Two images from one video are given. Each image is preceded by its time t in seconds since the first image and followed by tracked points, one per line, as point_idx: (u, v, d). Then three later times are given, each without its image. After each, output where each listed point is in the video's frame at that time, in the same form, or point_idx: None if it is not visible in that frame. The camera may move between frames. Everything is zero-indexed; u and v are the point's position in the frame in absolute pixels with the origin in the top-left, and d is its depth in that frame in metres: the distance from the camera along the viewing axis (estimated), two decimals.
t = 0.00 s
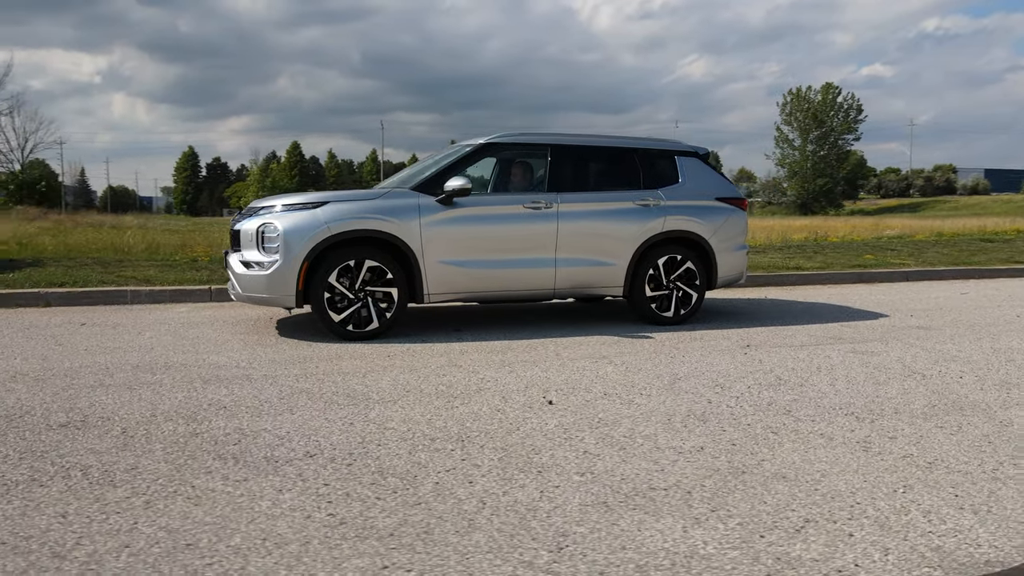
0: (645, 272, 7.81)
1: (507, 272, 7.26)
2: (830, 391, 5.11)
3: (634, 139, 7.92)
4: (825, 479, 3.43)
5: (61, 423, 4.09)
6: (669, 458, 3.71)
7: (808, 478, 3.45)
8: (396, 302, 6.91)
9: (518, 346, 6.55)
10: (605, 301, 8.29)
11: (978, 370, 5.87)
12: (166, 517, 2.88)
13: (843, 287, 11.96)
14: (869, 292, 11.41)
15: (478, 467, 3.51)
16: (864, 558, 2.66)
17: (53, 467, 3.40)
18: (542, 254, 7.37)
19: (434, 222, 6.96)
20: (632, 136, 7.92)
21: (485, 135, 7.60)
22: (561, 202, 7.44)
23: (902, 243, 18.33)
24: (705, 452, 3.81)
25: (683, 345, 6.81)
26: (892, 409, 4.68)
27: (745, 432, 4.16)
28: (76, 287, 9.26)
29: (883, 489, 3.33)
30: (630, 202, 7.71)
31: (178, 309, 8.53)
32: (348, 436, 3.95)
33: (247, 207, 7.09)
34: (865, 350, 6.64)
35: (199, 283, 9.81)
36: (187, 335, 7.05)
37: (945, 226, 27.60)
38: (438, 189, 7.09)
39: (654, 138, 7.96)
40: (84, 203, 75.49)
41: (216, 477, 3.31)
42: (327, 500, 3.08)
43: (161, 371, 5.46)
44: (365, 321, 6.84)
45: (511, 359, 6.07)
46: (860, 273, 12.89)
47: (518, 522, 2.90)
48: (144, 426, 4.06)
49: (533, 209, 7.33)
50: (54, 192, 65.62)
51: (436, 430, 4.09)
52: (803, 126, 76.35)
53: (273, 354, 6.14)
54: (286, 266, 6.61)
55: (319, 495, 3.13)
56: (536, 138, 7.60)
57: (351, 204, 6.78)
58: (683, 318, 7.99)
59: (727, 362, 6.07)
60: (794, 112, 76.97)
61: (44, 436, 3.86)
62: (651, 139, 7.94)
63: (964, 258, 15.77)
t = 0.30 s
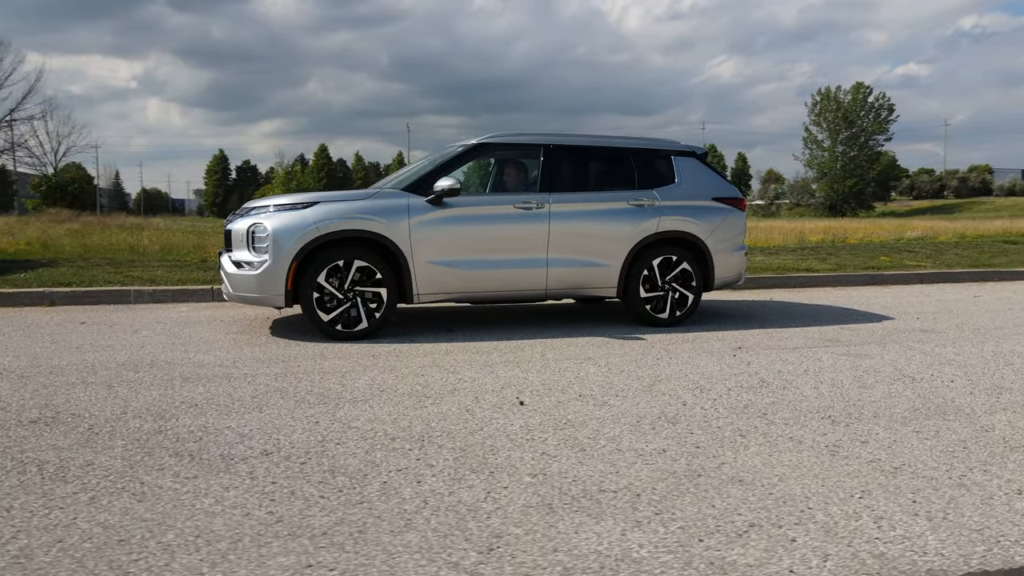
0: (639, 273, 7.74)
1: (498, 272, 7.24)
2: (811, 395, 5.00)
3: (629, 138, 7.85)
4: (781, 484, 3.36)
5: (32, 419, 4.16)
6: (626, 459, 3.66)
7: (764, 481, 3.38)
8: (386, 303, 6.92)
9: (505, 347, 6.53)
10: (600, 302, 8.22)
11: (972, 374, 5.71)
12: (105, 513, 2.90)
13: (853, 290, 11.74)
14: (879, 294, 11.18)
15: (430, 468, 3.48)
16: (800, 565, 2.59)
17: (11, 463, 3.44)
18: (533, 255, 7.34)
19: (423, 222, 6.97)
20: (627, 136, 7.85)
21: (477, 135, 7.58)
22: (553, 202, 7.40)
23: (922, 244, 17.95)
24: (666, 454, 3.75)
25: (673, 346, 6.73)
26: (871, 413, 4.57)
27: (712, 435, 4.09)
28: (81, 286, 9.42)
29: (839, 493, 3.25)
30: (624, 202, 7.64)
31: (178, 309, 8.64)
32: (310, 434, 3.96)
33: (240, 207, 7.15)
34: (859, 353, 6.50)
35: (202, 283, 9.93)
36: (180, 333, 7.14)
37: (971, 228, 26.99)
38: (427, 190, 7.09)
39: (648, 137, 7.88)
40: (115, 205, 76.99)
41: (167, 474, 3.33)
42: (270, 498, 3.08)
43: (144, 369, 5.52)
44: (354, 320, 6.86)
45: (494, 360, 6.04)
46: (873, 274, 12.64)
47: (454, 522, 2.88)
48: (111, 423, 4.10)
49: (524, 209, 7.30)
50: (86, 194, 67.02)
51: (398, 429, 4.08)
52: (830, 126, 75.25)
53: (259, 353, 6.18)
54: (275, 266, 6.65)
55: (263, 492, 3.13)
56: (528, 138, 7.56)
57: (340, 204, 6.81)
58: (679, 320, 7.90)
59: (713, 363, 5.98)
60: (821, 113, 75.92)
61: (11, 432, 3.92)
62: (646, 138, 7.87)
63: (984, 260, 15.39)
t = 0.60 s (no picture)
0: (633, 274, 7.69)
1: (489, 273, 7.24)
2: (790, 398, 4.93)
3: (623, 138, 7.80)
4: (735, 488, 3.31)
5: (8, 416, 4.24)
6: (583, 461, 3.63)
7: (718, 485, 3.33)
8: (376, 303, 6.96)
9: (492, 347, 6.52)
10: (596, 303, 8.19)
11: (962, 378, 5.58)
12: (52, 509, 2.94)
13: (863, 292, 11.54)
14: (889, 296, 10.98)
15: (384, 467, 3.49)
16: (732, 570, 2.55)
17: None
18: (525, 255, 7.33)
19: (413, 223, 7.00)
20: (622, 136, 7.81)
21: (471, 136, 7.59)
22: (545, 202, 7.38)
23: (942, 246, 17.59)
24: (625, 456, 3.72)
25: (662, 348, 6.67)
26: (847, 417, 4.48)
27: (678, 438, 4.04)
28: (88, 286, 9.60)
29: (792, 498, 3.19)
30: (618, 202, 7.60)
31: (179, 309, 8.77)
32: (274, 433, 3.99)
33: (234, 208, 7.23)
34: (851, 356, 6.38)
35: (206, 283, 10.07)
36: (175, 332, 7.24)
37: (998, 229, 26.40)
38: (419, 190, 7.12)
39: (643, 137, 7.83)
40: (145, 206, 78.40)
41: (123, 471, 3.38)
42: (216, 495, 3.10)
43: (130, 367, 5.60)
44: (345, 320, 6.91)
45: (478, 360, 6.03)
46: (885, 276, 12.42)
47: (393, 522, 2.88)
48: (83, 419, 4.17)
49: (516, 209, 7.29)
50: (116, 195, 68.35)
51: (363, 429, 4.10)
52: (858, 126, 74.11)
53: (247, 352, 6.25)
54: (266, 265, 6.72)
55: (211, 490, 3.16)
56: (521, 138, 7.55)
57: (330, 205, 6.87)
58: (674, 321, 7.84)
59: (698, 365, 5.91)
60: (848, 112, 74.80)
61: None
62: (640, 137, 7.81)
63: (1005, 262, 15.04)
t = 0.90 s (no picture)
0: (626, 275, 7.66)
1: (480, 273, 7.25)
2: (767, 400, 4.88)
3: (618, 138, 7.77)
4: (686, 490, 3.29)
5: None
6: (540, 462, 3.63)
7: (670, 488, 3.31)
8: (367, 303, 7.01)
9: (479, 348, 6.54)
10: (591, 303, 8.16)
11: (951, 382, 5.48)
12: (6, 503, 3.01)
13: (872, 293, 11.36)
14: (898, 297, 10.80)
15: (340, 466, 3.52)
16: (661, 573, 2.55)
17: None
18: (516, 256, 7.34)
19: (404, 224, 7.04)
20: (616, 136, 7.78)
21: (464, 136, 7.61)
22: (537, 203, 7.38)
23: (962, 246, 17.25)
24: (583, 458, 3.71)
25: (651, 349, 6.63)
26: (821, 420, 4.42)
27: (642, 440, 4.02)
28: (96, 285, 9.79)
29: (741, 501, 3.16)
30: (611, 203, 7.57)
31: (182, 308, 8.91)
32: (240, 431, 4.04)
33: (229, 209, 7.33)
34: (841, 358, 6.29)
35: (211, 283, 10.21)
36: (172, 331, 7.36)
37: None
38: (410, 191, 7.16)
39: (638, 137, 7.79)
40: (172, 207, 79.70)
41: (84, 467, 3.45)
42: (168, 492, 3.15)
43: (119, 365, 5.71)
44: (336, 320, 6.97)
45: (463, 361, 6.05)
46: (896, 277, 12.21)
47: (333, 520, 2.90)
48: (59, 416, 4.26)
49: (507, 210, 7.30)
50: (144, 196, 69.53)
51: (330, 428, 4.14)
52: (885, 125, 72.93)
53: (236, 351, 6.33)
54: (258, 266, 6.81)
55: (164, 486, 3.21)
56: (514, 139, 7.55)
57: (321, 205, 6.93)
58: (668, 322, 7.79)
59: (683, 367, 5.87)
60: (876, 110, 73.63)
61: None
62: (635, 137, 7.77)
63: None
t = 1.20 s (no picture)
0: (619, 275, 7.63)
1: (470, 273, 7.28)
2: (741, 401, 4.83)
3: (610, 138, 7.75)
4: (633, 490, 3.28)
5: None
6: (494, 460, 3.64)
7: (617, 487, 3.31)
8: (358, 302, 7.08)
9: (466, 347, 6.56)
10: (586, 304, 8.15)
11: (936, 384, 5.38)
12: None
13: (881, 294, 11.18)
14: (906, 299, 10.61)
15: (295, 462, 3.57)
16: (585, 571, 2.55)
17: None
18: (507, 256, 7.35)
19: (394, 224, 7.09)
20: (609, 135, 7.76)
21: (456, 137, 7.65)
22: (528, 202, 7.39)
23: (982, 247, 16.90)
24: (539, 456, 3.71)
25: (638, 350, 6.60)
26: (791, 422, 4.37)
27: (604, 439, 4.01)
28: (105, 283, 9.99)
29: (686, 502, 3.15)
30: (603, 203, 7.55)
31: (185, 307, 9.06)
32: (207, 427, 4.11)
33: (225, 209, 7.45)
34: (830, 360, 6.21)
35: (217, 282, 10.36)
36: (170, 329, 7.49)
37: None
38: (401, 191, 7.21)
39: (631, 136, 7.76)
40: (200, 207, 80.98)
41: (47, 460, 3.53)
42: (120, 485, 3.23)
43: (109, 362, 5.83)
44: (327, 319, 7.05)
45: (446, 360, 6.08)
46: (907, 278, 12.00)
47: (274, 515, 2.95)
48: (37, 411, 4.37)
49: (498, 210, 7.32)
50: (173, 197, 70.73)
51: (296, 424, 4.19)
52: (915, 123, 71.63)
53: (226, 349, 6.43)
54: (250, 265, 6.91)
55: (119, 480, 3.29)
56: (506, 139, 7.57)
57: (312, 206, 7.01)
58: (662, 323, 7.75)
59: (665, 367, 5.84)
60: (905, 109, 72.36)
61: None
62: (628, 137, 7.75)
63: None
